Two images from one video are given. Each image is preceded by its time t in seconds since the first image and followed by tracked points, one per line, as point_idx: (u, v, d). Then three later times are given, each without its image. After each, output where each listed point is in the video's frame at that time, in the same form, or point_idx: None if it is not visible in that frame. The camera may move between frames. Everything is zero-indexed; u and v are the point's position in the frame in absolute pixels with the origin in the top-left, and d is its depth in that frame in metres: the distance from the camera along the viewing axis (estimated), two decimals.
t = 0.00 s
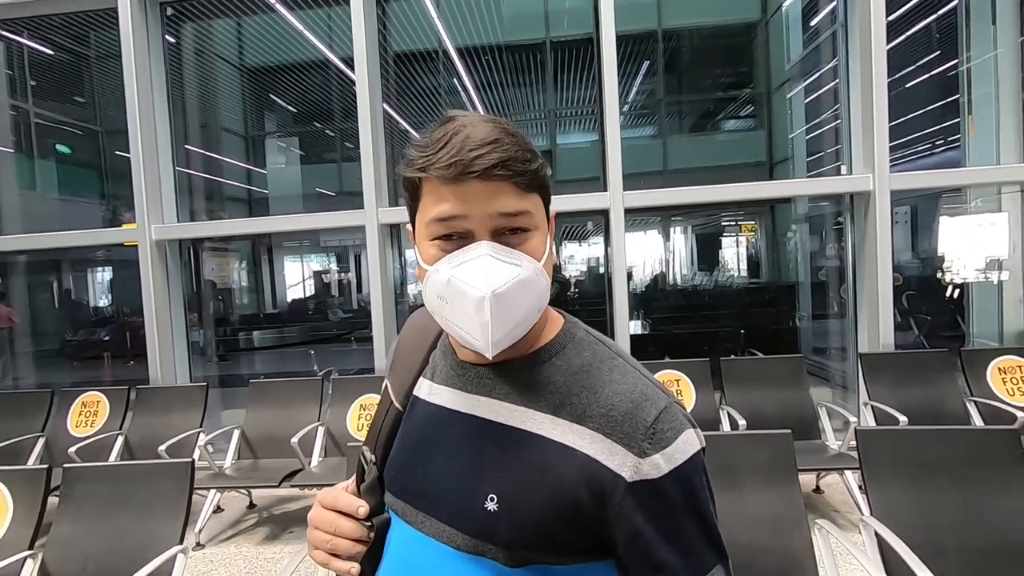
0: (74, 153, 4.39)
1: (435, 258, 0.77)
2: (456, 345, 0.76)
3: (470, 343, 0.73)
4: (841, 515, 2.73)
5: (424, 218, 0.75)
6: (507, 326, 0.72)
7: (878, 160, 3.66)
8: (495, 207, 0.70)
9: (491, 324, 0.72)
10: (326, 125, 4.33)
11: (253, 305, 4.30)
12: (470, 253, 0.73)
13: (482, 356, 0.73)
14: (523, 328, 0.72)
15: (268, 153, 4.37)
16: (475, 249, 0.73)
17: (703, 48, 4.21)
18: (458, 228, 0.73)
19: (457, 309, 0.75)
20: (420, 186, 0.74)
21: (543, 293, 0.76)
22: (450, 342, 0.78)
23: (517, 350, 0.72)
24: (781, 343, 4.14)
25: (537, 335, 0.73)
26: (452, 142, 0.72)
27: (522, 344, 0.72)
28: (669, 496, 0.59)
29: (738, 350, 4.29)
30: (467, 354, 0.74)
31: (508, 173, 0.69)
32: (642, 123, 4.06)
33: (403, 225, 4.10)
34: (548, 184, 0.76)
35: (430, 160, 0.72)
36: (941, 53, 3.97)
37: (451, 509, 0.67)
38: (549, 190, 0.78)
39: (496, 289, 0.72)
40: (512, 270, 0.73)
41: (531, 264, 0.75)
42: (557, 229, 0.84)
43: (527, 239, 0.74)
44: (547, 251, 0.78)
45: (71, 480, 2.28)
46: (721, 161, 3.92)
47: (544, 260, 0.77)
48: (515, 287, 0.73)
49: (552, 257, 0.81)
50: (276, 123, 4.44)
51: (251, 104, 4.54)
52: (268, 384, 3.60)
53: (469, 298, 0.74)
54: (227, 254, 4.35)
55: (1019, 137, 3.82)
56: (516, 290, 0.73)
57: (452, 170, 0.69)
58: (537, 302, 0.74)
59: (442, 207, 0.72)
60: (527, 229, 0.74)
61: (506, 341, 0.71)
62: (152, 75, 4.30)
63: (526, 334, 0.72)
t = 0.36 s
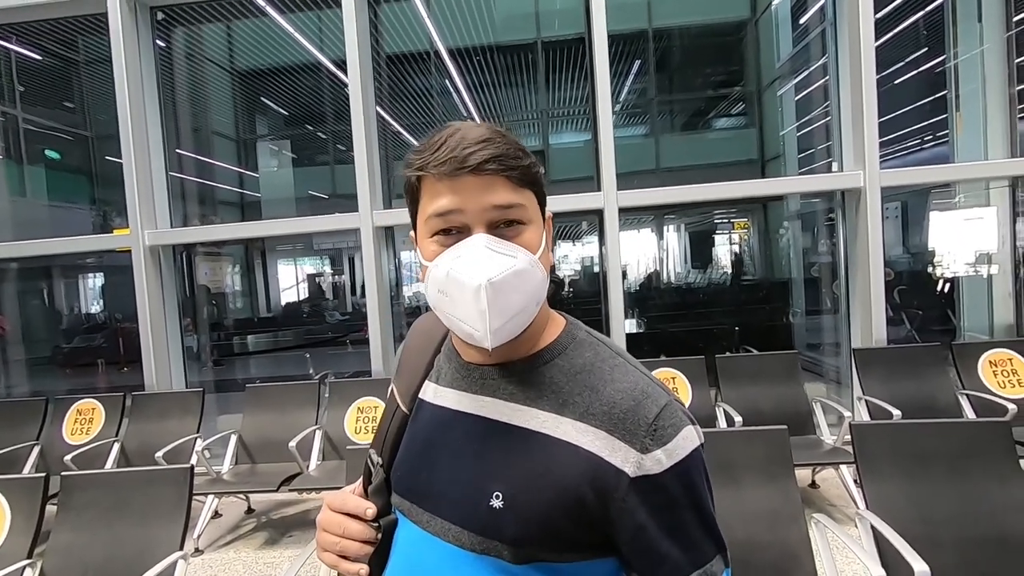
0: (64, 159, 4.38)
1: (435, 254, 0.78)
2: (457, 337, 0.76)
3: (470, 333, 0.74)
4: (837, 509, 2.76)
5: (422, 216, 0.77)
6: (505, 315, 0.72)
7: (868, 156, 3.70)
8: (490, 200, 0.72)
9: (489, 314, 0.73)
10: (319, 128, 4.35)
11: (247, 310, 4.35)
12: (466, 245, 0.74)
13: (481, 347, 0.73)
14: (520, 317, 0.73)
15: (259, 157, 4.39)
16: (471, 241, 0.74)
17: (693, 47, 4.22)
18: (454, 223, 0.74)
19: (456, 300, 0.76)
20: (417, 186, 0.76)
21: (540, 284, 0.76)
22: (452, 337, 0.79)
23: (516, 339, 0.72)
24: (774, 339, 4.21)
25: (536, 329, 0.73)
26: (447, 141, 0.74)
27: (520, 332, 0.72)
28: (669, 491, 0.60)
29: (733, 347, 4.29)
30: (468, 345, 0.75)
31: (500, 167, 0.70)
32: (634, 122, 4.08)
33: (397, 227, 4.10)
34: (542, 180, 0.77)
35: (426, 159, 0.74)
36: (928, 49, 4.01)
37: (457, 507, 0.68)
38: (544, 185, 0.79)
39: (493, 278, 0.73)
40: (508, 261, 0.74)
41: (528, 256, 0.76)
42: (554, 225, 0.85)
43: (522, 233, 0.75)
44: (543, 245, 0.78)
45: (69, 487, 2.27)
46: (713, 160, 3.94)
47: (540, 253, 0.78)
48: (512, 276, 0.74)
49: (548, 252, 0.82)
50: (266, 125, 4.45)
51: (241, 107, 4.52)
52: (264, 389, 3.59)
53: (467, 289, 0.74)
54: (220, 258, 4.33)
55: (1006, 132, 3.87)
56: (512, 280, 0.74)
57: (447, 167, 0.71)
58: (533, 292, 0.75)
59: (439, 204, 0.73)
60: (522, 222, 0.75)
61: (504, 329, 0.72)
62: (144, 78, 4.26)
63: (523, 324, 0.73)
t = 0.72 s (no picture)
0: (56, 162, 4.35)
1: (439, 234, 0.77)
2: (463, 316, 0.74)
3: (478, 309, 0.72)
4: (835, 501, 2.77)
5: (427, 195, 0.76)
6: (513, 292, 0.72)
7: (862, 150, 3.71)
8: (497, 179, 0.72)
9: (499, 288, 0.71)
10: (311, 127, 4.34)
11: (243, 311, 4.36)
12: (473, 223, 0.73)
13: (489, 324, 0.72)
14: (528, 294, 0.72)
15: (253, 158, 4.37)
16: (479, 218, 0.73)
17: (686, 43, 4.22)
18: (461, 201, 0.73)
19: (463, 276, 0.74)
20: (422, 166, 0.75)
21: (543, 266, 0.76)
22: (454, 319, 0.77)
23: (523, 315, 0.72)
24: (769, 333, 4.25)
25: (536, 313, 0.73)
26: (452, 124, 0.74)
27: (527, 311, 0.72)
28: (665, 477, 0.60)
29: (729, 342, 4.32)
30: (474, 323, 0.73)
31: (508, 147, 0.71)
32: (628, 119, 4.07)
33: (392, 226, 4.08)
34: (542, 168, 0.78)
35: (432, 138, 0.74)
36: (921, 43, 4.01)
37: (454, 499, 0.68)
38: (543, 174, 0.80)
39: (503, 252, 0.72)
40: (516, 239, 0.74)
41: (532, 237, 0.76)
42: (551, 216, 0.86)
43: (526, 215, 0.75)
44: (544, 230, 0.79)
45: (64, 491, 2.26)
46: (707, 156, 3.95)
47: (542, 237, 0.78)
48: (519, 254, 0.73)
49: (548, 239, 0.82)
50: (259, 125, 4.46)
51: (234, 109, 4.54)
52: (260, 390, 3.57)
53: (476, 264, 0.73)
54: (215, 259, 4.31)
55: (997, 124, 3.89)
56: (520, 257, 0.73)
57: (456, 144, 0.71)
58: (539, 271, 0.75)
59: (446, 183, 0.73)
60: (526, 204, 0.75)
61: (513, 304, 0.71)
62: (135, 80, 4.24)
63: (530, 302, 0.72)
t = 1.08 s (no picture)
0: (50, 155, 4.32)
1: (420, 221, 0.76)
2: (442, 305, 0.73)
3: (457, 299, 0.71)
4: (829, 491, 2.78)
5: (407, 182, 0.75)
6: (494, 280, 0.70)
7: (859, 141, 3.69)
8: (477, 164, 0.70)
9: (478, 277, 0.70)
10: (308, 119, 4.25)
11: (239, 304, 4.33)
12: (453, 209, 0.72)
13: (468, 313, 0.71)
14: (509, 283, 0.71)
15: (249, 150, 4.34)
16: (458, 205, 0.72)
17: (683, 33, 4.18)
18: (440, 188, 0.72)
19: (442, 266, 0.73)
20: (402, 151, 0.74)
21: (528, 253, 0.75)
22: (437, 308, 0.76)
23: (504, 304, 0.71)
24: (766, 326, 4.24)
25: (522, 301, 0.72)
26: (432, 107, 0.73)
27: (508, 298, 0.71)
28: (654, 470, 0.59)
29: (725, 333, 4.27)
30: (453, 312, 0.72)
31: (487, 130, 0.70)
32: (625, 110, 4.04)
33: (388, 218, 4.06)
34: (528, 152, 0.77)
35: (411, 123, 0.73)
36: (919, 33, 3.99)
37: (440, 491, 0.67)
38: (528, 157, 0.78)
39: (482, 239, 0.71)
40: (497, 225, 0.72)
41: (515, 223, 0.74)
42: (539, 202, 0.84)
43: (510, 200, 0.74)
44: (530, 215, 0.77)
45: (56, 483, 2.25)
46: (704, 148, 3.93)
47: (527, 223, 0.77)
48: (501, 241, 0.72)
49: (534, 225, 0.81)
50: (255, 118, 4.38)
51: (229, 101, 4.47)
52: (254, 382, 3.57)
53: (455, 252, 0.72)
54: (210, 252, 4.29)
55: (994, 115, 3.88)
56: (501, 245, 0.72)
57: (433, 128, 0.70)
58: (522, 258, 0.73)
59: (425, 168, 0.72)
60: (509, 188, 0.74)
61: (493, 293, 0.70)
62: (126, 73, 4.22)
63: (511, 291, 0.71)
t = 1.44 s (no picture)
0: (51, 149, 4.32)
1: (404, 212, 0.76)
2: (425, 298, 0.73)
3: (438, 292, 0.71)
4: (826, 486, 2.78)
5: (392, 171, 0.75)
6: (477, 274, 0.70)
7: (861, 134, 3.67)
8: (462, 155, 0.70)
9: (459, 270, 0.70)
10: (309, 113, 4.27)
11: (242, 298, 4.35)
12: (436, 200, 0.72)
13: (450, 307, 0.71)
14: (493, 278, 0.70)
15: (250, 143, 4.33)
16: (442, 196, 0.72)
17: (686, 26, 4.15)
18: (425, 179, 0.72)
19: (424, 258, 0.73)
20: (387, 140, 0.74)
21: (513, 247, 0.74)
22: (420, 302, 0.76)
23: (487, 299, 0.70)
24: (767, 319, 4.16)
25: (507, 297, 0.71)
26: (418, 95, 0.72)
27: (491, 293, 0.70)
28: (640, 471, 0.59)
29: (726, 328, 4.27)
30: (436, 306, 0.72)
31: (473, 120, 0.69)
32: (628, 103, 4.01)
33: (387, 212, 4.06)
34: (516, 143, 0.76)
35: (396, 111, 0.72)
36: (923, 26, 3.96)
37: (424, 490, 0.67)
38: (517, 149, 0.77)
39: (463, 232, 0.71)
40: (480, 218, 0.72)
41: (501, 217, 0.74)
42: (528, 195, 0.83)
43: (496, 192, 0.73)
44: (517, 208, 0.77)
45: (54, 476, 2.27)
46: (706, 142, 3.91)
47: (514, 216, 0.76)
48: (484, 234, 0.71)
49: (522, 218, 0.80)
50: (256, 111, 4.37)
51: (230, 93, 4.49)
52: (254, 375, 3.58)
53: (437, 245, 0.72)
54: (211, 246, 4.29)
55: (999, 108, 3.84)
56: (485, 238, 0.71)
57: (417, 118, 0.69)
58: (507, 253, 0.72)
59: (409, 158, 0.71)
60: (495, 180, 0.73)
61: (475, 287, 0.69)
62: (124, 67, 4.20)
63: (494, 286, 0.70)
